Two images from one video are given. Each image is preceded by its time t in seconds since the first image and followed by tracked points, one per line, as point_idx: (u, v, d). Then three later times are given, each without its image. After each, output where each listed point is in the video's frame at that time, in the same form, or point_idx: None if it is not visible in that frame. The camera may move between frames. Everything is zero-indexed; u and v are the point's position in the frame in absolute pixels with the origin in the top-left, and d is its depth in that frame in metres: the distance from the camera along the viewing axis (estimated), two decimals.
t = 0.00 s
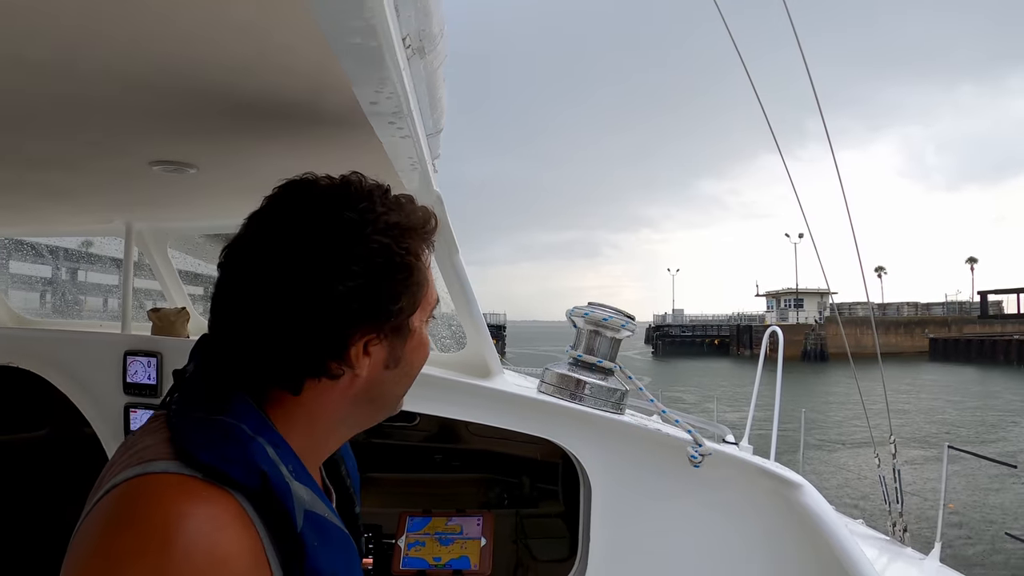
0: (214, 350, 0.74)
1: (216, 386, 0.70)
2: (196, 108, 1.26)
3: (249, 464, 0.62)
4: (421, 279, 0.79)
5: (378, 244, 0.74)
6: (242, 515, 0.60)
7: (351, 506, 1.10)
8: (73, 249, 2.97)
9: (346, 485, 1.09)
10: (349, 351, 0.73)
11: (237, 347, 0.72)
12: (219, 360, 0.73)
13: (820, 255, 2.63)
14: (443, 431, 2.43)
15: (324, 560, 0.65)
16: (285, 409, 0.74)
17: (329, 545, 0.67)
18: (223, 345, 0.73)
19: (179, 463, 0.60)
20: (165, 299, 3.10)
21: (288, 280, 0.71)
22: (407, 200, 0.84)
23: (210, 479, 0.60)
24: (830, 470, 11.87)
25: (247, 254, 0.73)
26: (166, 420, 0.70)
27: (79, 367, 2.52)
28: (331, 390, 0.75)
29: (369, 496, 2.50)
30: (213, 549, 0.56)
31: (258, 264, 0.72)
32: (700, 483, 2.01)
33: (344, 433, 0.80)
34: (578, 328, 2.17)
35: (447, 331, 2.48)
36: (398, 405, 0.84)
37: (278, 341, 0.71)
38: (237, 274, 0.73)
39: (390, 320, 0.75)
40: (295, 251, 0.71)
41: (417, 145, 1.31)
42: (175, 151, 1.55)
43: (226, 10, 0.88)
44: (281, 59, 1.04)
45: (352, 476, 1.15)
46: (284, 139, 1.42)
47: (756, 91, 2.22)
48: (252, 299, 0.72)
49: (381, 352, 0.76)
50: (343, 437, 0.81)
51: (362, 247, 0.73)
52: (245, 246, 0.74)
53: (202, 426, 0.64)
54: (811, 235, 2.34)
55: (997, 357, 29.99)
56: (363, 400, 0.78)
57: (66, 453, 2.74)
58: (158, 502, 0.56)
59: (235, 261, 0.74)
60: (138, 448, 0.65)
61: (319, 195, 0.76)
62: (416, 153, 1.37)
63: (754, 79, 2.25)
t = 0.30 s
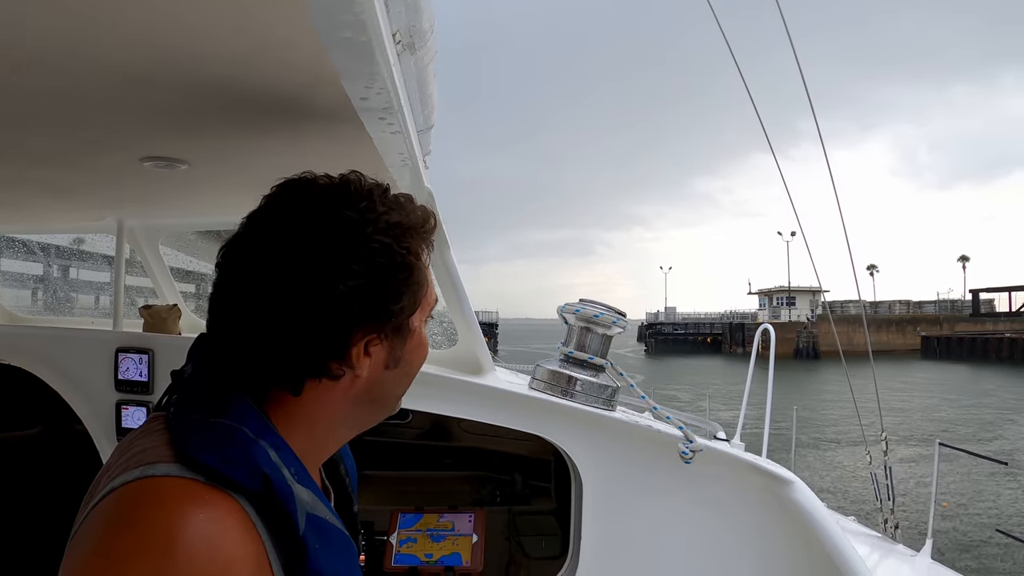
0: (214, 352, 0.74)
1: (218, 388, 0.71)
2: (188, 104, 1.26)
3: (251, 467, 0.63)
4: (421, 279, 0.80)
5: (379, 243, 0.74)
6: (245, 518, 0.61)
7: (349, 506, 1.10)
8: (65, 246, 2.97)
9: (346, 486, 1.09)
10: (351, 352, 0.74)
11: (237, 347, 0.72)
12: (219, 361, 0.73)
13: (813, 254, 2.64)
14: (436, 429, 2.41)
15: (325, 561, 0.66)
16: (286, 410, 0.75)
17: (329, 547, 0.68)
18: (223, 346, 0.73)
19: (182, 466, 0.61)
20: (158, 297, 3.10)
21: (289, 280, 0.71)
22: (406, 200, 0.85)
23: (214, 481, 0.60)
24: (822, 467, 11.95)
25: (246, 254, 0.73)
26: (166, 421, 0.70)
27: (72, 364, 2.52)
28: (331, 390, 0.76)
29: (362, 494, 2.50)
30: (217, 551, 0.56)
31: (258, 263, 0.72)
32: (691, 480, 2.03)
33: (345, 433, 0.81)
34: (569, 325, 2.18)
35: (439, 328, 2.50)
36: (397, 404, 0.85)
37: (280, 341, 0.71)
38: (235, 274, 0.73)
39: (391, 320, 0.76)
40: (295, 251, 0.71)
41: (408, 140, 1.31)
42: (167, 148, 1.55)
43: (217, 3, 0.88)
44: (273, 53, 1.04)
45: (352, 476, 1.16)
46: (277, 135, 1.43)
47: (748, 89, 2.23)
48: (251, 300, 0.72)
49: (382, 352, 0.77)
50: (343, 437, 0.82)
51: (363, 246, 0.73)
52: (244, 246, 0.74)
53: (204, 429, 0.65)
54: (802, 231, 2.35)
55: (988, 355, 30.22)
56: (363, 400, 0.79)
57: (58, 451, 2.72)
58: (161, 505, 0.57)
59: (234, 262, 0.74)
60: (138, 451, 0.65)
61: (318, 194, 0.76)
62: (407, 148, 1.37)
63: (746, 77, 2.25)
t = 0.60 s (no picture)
0: (203, 357, 0.75)
1: (207, 393, 0.71)
2: (183, 109, 1.26)
3: (242, 473, 0.63)
4: (409, 284, 0.80)
5: (366, 249, 0.75)
6: (235, 524, 0.61)
7: (342, 510, 1.10)
8: (60, 247, 2.96)
9: (338, 488, 1.10)
10: (339, 357, 0.75)
11: (227, 352, 0.73)
12: (208, 366, 0.74)
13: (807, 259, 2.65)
14: (430, 430, 2.46)
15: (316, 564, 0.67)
16: (276, 415, 0.76)
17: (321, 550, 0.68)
18: (213, 350, 0.74)
19: (174, 472, 0.62)
20: (152, 298, 3.09)
21: (278, 286, 0.72)
22: (394, 204, 0.85)
23: (206, 488, 0.61)
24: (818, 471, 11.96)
25: (236, 259, 0.74)
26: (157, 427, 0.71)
27: (68, 366, 2.52)
28: (320, 395, 0.77)
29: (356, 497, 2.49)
30: (209, 557, 0.57)
31: (247, 269, 0.73)
32: (685, 484, 2.04)
33: (335, 437, 0.82)
34: (563, 330, 2.19)
35: (433, 332, 2.50)
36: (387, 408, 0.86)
37: (268, 346, 0.72)
38: (225, 280, 0.74)
39: (379, 325, 0.77)
40: (284, 256, 0.72)
41: (403, 148, 1.33)
42: (164, 152, 1.56)
43: (217, 12, 0.89)
44: (267, 60, 1.05)
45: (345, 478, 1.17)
46: (273, 140, 1.43)
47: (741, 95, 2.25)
48: (241, 306, 0.73)
49: (370, 357, 0.78)
50: (335, 442, 0.83)
51: (351, 252, 0.74)
52: (234, 251, 0.75)
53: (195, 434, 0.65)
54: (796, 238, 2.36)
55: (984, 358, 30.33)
56: (352, 404, 0.79)
57: (54, 451, 2.72)
58: (153, 511, 0.58)
59: (224, 267, 0.75)
60: (131, 455, 0.66)
61: (307, 199, 0.77)
62: (402, 155, 1.38)
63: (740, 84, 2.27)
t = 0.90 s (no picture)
0: (203, 358, 0.75)
1: (207, 393, 0.72)
2: (192, 114, 1.27)
3: (243, 470, 0.64)
4: (407, 282, 0.81)
5: (363, 248, 0.75)
6: (238, 521, 0.62)
7: (343, 507, 1.11)
8: (66, 248, 2.95)
9: (339, 486, 1.10)
10: (337, 355, 0.75)
11: (227, 353, 0.74)
12: (208, 366, 0.74)
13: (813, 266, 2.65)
14: (434, 433, 2.48)
15: (319, 559, 0.67)
16: (277, 414, 0.76)
17: (323, 546, 0.69)
18: (212, 351, 0.75)
19: (177, 471, 0.62)
20: (158, 299, 3.14)
21: (276, 286, 0.72)
22: (391, 204, 0.86)
23: (208, 486, 0.62)
24: (820, 477, 11.92)
25: (234, 260, 0.75)
26: (158, 428, 0.71)
27: (74, 367, 2.53)
28: (319, 393, 0.77)
29: (358, 499, 2.47)
30: (213, 554, 0.57)
31: (246, 270, 0.73)
32: (688, 490, 2.04)
33: (334, 436, 0.83)
34: (569, 334, 2.19)
35: (439, 335, 2.50)
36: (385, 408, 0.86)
37: (268, 346, 0.72)
38: (224, 281, 0.75)
39: (377, 324, 0.78)
40: (282, 257, 0.73)
41: (412, 154, 1.34)
42: (172, 155, 1.56)
43: (218, 17, 0.88)
44: (278, 68, 1.05)
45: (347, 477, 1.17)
46: (281, 145, 1.44)
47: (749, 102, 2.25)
48: (238, 307, 0.73)
49: (368, 356, 0.78)
50: (335, 440, 0.83)
51: (347, 251, 0.74)
52: (232, 252, 0.75)
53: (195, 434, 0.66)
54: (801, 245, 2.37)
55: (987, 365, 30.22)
56: (351, 403, 0.80)
57: (56, 451, 2.72)
58: (156, 509, 0.58)
59: (223, 268, 0.75)
60: (132, 456, 0.67)
61: (304, 200, 0.78)
62: (411, 161, 1.39)
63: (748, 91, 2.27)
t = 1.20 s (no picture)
0: (187, 351, 0.75)
1: (191, 385, 0.71)
2: (193, 110, 1.26)
3: (229, 462, 0.63)
4: (388, 271, 0.80)
5: (344, 236, 0.75)
6: (225, 514, 0.61)
7: (336, 501, 1.09)
8: (69, 246, 2.96)
9: (330, 480, 1.09)
10: (319, 345, 0.75)
11: (205, 340, 0.74)
12: (192, 358, 0.74)
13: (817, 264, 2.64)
14: (437, 433, 2.47)
15: (309, 551, 0.66)
16: (262, 407, 0.75)
17: (313, 537, 0.68)
18: (196, 343, 0.74)
19: (163, 464, 0.61)
20: (161, 297, 3.15)
21: (258, 276, 0.72)
22: (374, 194, 0.86)
23: (194, 479, 0.61)
24: (824, 477, 11.88)
25: (217, 252, 0.74)
26: (143, 421, 0.71)
27: (76, 365, 2.53)
28: (303, 384, 0.76)
29: (361, 498, 2.46)
30: (201, 548, 0.57)
31: (229, 260, 0.73)
32: (691, 489, 2.03)
33: (322, 428, 0.82)
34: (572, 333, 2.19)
35: (442, 334, 2.48)
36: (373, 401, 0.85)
37: (251, 337, 0.72)
38: (207, 272, 0.74)
39: (359, 313, 0.77)
40: (264, 246, 0.73)
41: (415, 150, 1.33)
42: (173, 153, 1.55)
43: (216, 15, 0.88)
44: (277, 65, 1.04)
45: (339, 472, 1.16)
46: (282, 142, 1.43)
47: (753, 100, 2.24)
48: (220, 299, 0.73)
49: (352, 346, 0.77)
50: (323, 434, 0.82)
51: (328, 239, 0.74)
52: (214, 244, 0.75)
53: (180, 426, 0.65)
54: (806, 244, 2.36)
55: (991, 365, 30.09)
56: (337, 395, 0.79)
57: (58, 449, 2.72)
58: (142, 504, 0.58)
59: (205, 260, 0.75)
60: (119, 450, 0.66)
61: (285, 189, 0.77)
62: (414, 158, 1.38)
63: (752, 88, 2.26)
